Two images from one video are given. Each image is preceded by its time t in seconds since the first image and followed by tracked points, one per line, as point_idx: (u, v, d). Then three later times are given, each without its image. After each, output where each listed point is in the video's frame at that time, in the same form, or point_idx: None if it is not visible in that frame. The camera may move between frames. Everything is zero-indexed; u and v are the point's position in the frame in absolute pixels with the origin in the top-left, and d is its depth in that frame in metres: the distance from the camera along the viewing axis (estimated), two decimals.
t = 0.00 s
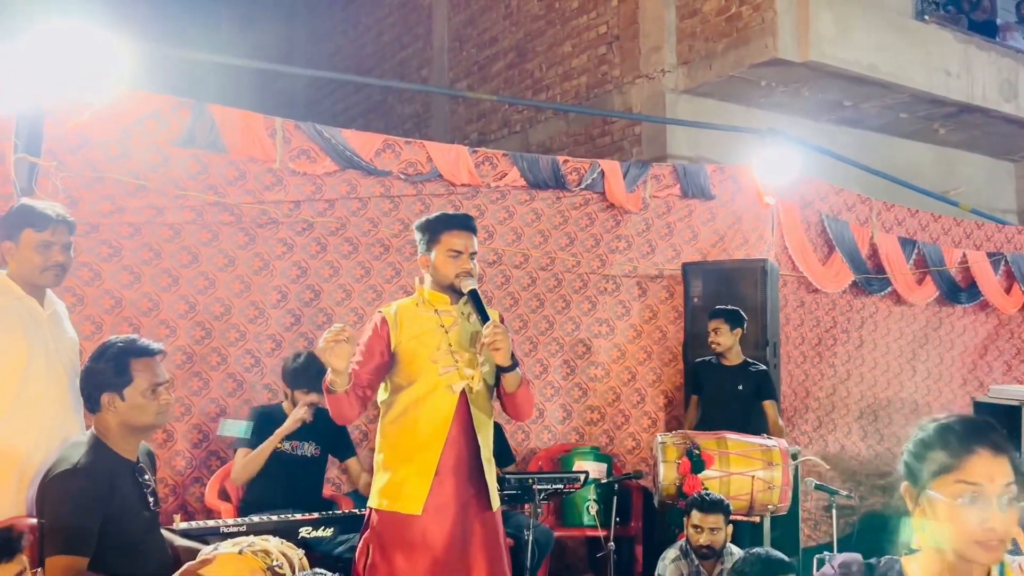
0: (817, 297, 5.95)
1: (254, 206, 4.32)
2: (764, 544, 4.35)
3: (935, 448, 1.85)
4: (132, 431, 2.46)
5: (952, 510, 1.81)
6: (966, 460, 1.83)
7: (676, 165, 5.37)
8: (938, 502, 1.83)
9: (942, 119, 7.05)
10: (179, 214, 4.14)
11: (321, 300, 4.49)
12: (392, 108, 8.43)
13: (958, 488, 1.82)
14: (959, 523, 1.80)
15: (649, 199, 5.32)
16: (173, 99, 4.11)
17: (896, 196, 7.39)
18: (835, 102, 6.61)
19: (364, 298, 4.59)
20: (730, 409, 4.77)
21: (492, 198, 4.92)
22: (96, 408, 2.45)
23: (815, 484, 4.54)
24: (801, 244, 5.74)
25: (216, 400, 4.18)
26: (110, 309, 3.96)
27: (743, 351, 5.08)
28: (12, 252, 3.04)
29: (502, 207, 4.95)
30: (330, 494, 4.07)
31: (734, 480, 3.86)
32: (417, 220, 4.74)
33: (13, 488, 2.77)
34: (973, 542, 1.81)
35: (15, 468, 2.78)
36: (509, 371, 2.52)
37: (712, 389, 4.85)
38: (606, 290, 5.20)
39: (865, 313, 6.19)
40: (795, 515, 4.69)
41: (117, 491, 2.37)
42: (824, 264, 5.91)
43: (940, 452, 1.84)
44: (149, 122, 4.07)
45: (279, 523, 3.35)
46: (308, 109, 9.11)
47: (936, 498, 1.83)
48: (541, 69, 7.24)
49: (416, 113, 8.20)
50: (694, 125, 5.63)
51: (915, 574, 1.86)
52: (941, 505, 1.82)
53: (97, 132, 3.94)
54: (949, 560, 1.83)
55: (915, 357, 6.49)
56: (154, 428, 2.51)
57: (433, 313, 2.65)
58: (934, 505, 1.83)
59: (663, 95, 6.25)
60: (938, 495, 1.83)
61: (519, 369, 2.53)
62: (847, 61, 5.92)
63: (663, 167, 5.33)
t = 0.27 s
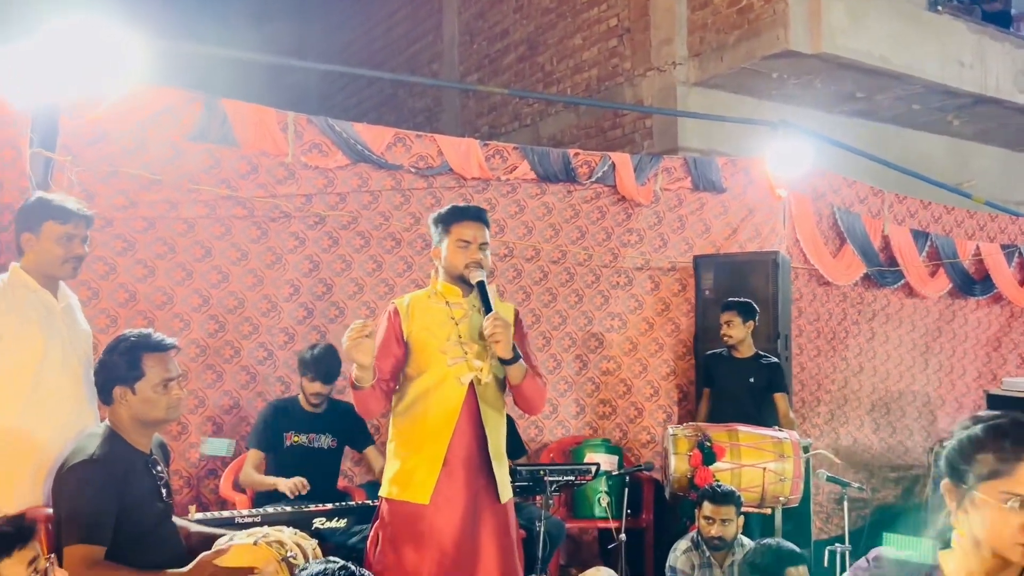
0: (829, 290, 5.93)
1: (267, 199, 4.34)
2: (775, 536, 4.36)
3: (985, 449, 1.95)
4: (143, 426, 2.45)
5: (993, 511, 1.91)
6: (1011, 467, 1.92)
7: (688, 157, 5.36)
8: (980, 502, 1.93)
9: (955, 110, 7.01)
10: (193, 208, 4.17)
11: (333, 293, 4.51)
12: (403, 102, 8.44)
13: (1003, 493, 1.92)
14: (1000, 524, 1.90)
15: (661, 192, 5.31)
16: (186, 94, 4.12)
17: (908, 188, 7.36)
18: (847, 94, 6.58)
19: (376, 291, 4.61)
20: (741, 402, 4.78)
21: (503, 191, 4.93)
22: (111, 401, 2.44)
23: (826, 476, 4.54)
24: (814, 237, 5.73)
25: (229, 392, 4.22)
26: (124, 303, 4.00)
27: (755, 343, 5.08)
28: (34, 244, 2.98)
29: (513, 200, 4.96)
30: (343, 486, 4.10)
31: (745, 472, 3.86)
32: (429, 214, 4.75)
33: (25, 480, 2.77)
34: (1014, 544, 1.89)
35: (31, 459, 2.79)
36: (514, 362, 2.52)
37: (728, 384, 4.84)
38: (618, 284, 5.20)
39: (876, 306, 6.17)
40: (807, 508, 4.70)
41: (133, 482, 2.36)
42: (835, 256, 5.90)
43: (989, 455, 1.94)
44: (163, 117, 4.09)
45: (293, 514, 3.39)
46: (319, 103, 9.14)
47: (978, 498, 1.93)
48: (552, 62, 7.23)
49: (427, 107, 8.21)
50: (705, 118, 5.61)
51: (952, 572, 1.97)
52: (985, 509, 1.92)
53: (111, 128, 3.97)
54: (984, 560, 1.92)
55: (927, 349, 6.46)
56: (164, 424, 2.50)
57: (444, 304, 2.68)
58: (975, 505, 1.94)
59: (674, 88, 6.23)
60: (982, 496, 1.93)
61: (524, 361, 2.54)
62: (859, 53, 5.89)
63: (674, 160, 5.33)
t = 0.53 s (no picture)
0: (846, 278, 5.89)
1: (283, 190, 4.36)
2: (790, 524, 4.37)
3: None
4: (163, 414, 2.49)
5: None
6: None
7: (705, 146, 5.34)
8: None
9: (976, 97, 6.93)
10: (209, 198, 4.19)
11: (350, 283, 4.53)
12: (418, 92, 8.44)
13: None
14: None
15: (677, 180, 5.29)
16: (202, 85, 4.15)
17: (928, 176, 7.28)
18: (866, 81, 6.52)
19: (392, 282, 4.63)
20: (758, 392, 4.75)
21: (519, 181, 4.93)
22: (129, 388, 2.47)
23: (844, 465, 4.51)
24: (832, 226, 5.69)
25: (247, 381, 4.25)
26: (143, 293, 4.04)
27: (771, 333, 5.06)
28: (61, 231, 3.00)
29: (529, 190, 4.96)
30: (359, 474, 4.12)
31: (762, 462, 3.85)
32: (445, 204, 4.75)
33: (48, 468, 2.80)
34: None
35: (52, 449, 2.81)
36: (506, 351, 2.51)
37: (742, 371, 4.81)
38: (636, 274, 5.19)
39: (895, 295, 6.12)
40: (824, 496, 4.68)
41: (151, 470, 2.38)
42: (854, 245, 5.85)
43: None
44: (179, 108, 4.11)
45: (311, 502, 3.43)
46: (335, 94, 9.16)
47: None
48: (568, 51, 7.20)
49: (442, 97, 8.20)
50: (722, 106, 5.57)
51: (999, 556, 1.87)
52: None
53: (128, 119, 4.01)
54: None
55: (946, 338, 6.41)
56: (183, 412, 2.53)
57: (457, 293, 2.67)
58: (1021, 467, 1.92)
59: (690, 75, 6.20)
60: None
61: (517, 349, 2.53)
62: (878, 39, 5.84)
63: (690, 148, 5.30)
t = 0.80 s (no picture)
0: (869, 267, 5.84)
1: (303, 180, 4.38)
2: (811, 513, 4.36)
3: None
4: (188, 402, 2.52)
5: None
6: None
7: (726, 134, 5.29)
8: None
9: (1003, 82, 6.83)
10: (231, 189, 4.22)
11: (370, 273, 4.55)
12: (437, 82, 8.44)
13: None
14: None
15: (698, 169, 5.26)
16: (223, 75, 4.16)
17: (953, 163, 7.19)
18: (890, 67, 6.44)
19: (412, 272, 4.64)
20: (779, 382, 4.73)
21: (540, 170, 4.93)
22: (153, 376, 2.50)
23: (866, 455, 4.48)
24: (855, 214, 5.64)
25: (268, 370, 4.29)
26: (166, 282, 4.08)
27: (792, 322, 5.03)
28: (86, 221, 3.03)
29: (549, 179, 4.95)
30: (380, 463, 4.15)
31: (782, 451, 3.84)
32: (464, 194, 4.75)
33: (74, 455, 2.87)
34: None
35: (79, 435, 2.86)
36: (494, 342, 2.30)
37: (751, 360, 4.82)
38: (657, 265, 5.17)
39: (919, 283, 6.06)
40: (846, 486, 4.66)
41: (173, 456, 2.41)
42: (878, 233, 5.81)
43: None
44: (201, 98, 4.14)
45: (332, 489, 3.46)
46: (355, 83, 9.17)
47: None
48: (587, 39, 7.17)
49: (461, 86, 8.20)
50: (743, 94, 5.53)
51: None
52: None
53: (151, 109, 4.04)
54: None
55: (971, 327, 6.35)
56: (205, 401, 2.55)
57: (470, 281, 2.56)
58: None
59: (711, 62, 6.15)
60: None
61: (509, 340, 2.31)
62: (903, 24, 5.76)
63: (711, 136, 5.26)
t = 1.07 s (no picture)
0: (894, 258, 5.76)
1: (322, 173, 4.39)
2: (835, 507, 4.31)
3: None
4: (206, 393, 2.52)
5: None
6: None
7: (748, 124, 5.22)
8: None
9: None
10: (251, 182, 4.25)
11: (389, 266, 4.56)
12: (457, 74, 8.41)
13: None
14: None
15: (720, 160, 5.21)
16: (243, 69, 4.16)
17: (980, 152, 7.08)
18: (915, 55, 6.35)
19: (431, 265, 4.64)
20: (801, 374, 4.69)
21: (559, 162, 4.91)
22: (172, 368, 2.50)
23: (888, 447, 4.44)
24: (881, 204, 5.55)
25: (289, 363, 4.32)
26: (187, 276, 4.12)
27: (814, 314, 4.99)
28: (106, 216, 3.05)
29: (569, 171, 4.92)
30: (400, 455, 4.17)
31: (804, 443, 3.81)
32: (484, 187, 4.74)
33: (96, 448, 2.90)
34: None
35: (101, 427, 2.91)
36: (489, 338, 2.43)
37: (756, 354, 4.74)
38: (683, 259, 5.14)
39: (946, 275, 5.98)
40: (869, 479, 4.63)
41: (191, 447, 2.43)
42: (903, 223, 5.73)
43: None
44: (221, 92, 4.15)
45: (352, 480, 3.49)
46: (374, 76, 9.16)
47: None
48: (608, 29, 7.12)
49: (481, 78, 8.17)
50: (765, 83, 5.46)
51: None
52: None
53: (172, 103, 4.06)
54: None
55: (999, 318, 6.26)
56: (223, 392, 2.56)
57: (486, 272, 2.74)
58: None
59: (733, 51, 6.09)
60: None
61: (503, 337, 2.43)
62: (929, 11, 5.67)
63: (733, 126, 5.19)
